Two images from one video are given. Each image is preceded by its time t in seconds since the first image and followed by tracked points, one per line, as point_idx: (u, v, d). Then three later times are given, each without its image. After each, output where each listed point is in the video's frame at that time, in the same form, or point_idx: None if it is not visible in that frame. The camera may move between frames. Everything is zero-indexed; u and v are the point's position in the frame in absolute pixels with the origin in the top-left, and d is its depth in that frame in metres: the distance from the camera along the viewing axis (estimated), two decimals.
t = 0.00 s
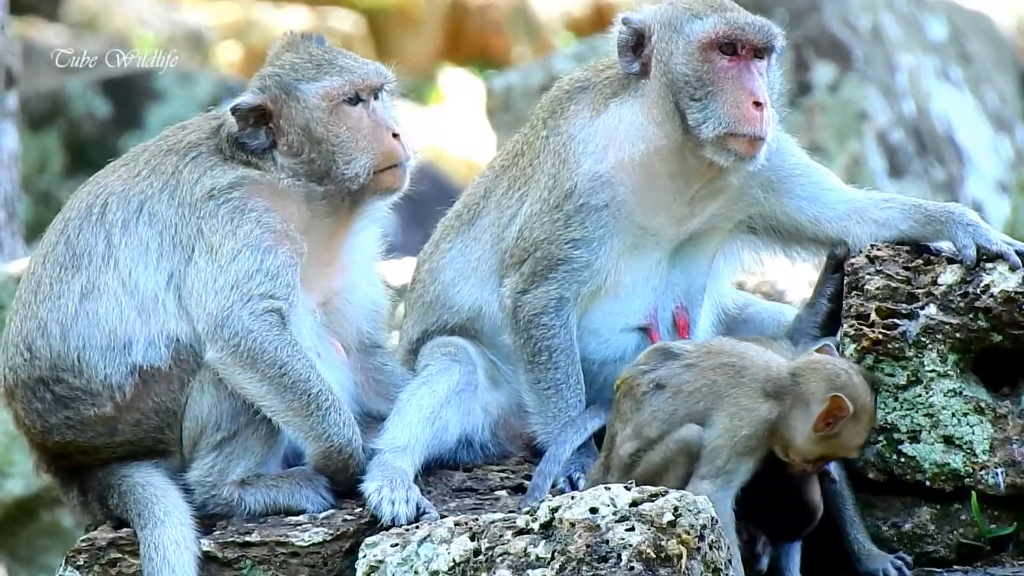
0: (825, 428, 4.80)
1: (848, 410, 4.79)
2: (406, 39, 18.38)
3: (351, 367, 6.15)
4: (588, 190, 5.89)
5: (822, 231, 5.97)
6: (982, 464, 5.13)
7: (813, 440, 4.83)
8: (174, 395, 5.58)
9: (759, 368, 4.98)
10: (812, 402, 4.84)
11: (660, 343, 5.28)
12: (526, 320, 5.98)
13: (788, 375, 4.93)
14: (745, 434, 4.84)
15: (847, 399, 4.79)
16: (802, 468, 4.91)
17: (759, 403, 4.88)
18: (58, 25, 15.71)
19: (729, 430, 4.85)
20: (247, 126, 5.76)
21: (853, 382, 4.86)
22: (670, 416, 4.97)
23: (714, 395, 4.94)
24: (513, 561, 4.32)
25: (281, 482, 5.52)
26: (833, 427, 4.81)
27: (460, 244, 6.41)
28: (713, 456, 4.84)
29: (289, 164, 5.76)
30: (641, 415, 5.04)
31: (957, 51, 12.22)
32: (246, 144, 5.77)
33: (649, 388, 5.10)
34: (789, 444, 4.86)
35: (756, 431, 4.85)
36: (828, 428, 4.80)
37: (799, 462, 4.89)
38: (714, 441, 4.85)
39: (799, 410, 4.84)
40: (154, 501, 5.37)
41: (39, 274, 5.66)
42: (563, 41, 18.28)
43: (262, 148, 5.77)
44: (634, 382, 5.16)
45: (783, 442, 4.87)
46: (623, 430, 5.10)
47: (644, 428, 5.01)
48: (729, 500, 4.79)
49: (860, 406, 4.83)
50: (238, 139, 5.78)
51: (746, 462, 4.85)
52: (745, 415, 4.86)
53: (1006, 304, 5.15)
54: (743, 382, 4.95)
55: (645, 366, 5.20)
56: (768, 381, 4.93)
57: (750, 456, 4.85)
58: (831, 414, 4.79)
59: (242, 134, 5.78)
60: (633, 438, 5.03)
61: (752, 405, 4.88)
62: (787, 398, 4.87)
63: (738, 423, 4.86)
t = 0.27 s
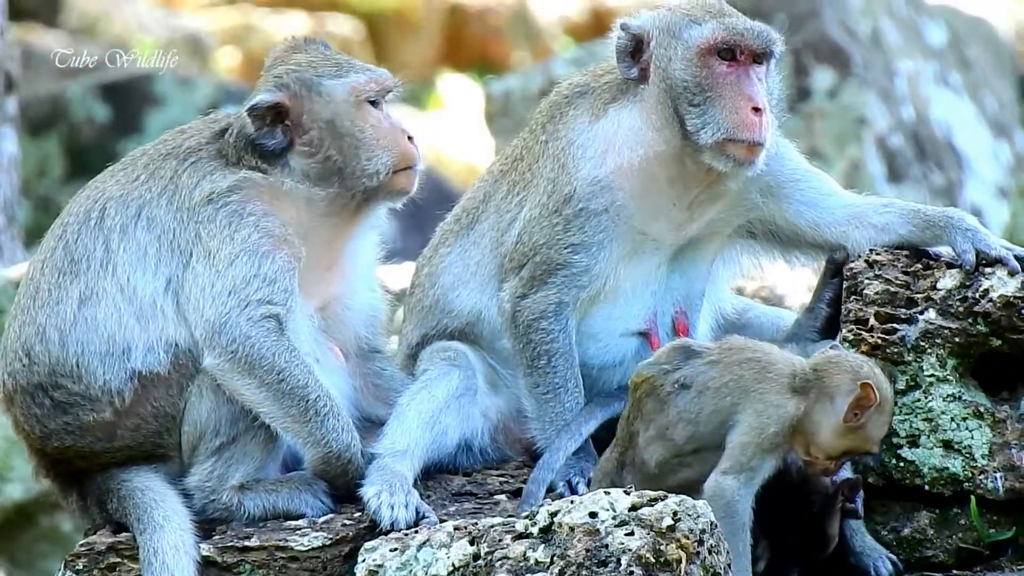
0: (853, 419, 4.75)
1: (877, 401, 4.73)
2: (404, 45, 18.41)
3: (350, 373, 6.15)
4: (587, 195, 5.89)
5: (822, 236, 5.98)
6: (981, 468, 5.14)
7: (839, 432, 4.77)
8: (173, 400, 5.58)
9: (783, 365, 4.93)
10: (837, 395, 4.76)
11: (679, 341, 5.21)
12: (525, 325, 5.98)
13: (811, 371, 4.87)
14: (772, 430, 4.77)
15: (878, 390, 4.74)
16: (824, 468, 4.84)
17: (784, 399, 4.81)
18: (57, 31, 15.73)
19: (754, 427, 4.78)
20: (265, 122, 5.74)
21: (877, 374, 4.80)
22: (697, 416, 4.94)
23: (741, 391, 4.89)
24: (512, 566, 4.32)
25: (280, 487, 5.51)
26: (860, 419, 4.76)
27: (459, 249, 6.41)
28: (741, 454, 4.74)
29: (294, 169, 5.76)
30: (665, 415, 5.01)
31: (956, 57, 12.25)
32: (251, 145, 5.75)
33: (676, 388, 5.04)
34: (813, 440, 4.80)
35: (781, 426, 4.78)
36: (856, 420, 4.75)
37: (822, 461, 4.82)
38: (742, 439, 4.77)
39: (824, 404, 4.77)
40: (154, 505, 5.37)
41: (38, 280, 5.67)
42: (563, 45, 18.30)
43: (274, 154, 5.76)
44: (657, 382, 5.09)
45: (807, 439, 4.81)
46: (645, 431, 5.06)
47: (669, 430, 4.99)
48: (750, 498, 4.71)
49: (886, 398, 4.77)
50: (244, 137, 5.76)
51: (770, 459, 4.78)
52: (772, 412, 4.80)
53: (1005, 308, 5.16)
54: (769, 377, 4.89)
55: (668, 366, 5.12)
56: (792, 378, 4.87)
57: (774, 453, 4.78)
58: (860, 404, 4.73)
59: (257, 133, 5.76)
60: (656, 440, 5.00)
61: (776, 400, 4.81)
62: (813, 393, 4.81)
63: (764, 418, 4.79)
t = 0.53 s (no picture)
0: (850, 441, 4.84)
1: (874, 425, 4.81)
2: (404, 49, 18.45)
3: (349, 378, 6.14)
4: (587, 199, 5.89)
5: (821, 240, 5.98)
6: (980, 472, 5.13)
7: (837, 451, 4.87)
8: (170, 405, 5.53)
9: (787, 372, 4.97)
10: (836, 415, 4.84)
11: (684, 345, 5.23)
12: (525, 329, 5.98)
13: (815, 386, 4.92)
14: (772, 436, 4.82)
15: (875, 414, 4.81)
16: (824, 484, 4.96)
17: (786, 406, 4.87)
18: (56, 35, 15.75)
19: (754, 432, 4.83)
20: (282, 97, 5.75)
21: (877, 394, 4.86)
22: (701, 417, 4.97)
23: (744, 395, 4.92)
24: (511, 570, 4.31)
25: (279, 491, 5.50)
26: (857, 440, 4.85)
27: (458, 253, 6.41)
28: (741, 459, 4.78)
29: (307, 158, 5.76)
30: (670, 419, 5.04)
31: (955, 61, 12.26)
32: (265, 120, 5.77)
33: (680, 392, 5.06)
34: (813, 455, 4.91)
35: (782, 430, 4.84)
36: (852, 443, 4.85)
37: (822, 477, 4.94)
38: (743, 443, 4.81)
39: (821, 422, 4.86)
40: (153, 509, 5.37)
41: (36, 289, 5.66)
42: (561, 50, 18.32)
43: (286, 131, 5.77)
44: (662, 385, 5.11)
45: (805, 454, 4.93)
46: (649, 433, 5.09)
47: (672, 434, 5.03)
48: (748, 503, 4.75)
49: (884, 420, 4.84)
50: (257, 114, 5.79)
51: (768, 465, 4.83)
52: (772, 417, 4.85)
53: (1004, 312, 5.15)
54: (775, 383, 4.93)
55: (673, 369, 5.14)
56: (795, 387, 4.92)
57: (773, 459, 4.84)
58: (857, 428, 4.82)
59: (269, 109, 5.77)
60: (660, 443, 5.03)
61: (779, 406, 4.86)
62: (814, 406, 4.87)
63: (763, 423, 4.84)
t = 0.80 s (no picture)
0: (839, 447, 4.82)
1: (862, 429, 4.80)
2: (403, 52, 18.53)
3: (341, 384, 6.15)
4: (587, 204, 5.91)
5: (821, 244, 5.99)
6: (980, 477, 5.13)
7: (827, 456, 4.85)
8: (155, 416, 5.48)
9: (772, 379, 4.96)
10: (824, 420, 4.83)
11: (674, 350, 5.25)
12: (525, 333, 5.98)
13: (800, 392, 4.89)
14: (758, 443, 4.81)
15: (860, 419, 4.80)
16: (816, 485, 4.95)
17: (772, 414, 4.85)
18: (56, 40, 15.76)
19: (740, 438, 4.82)
20: (294, 86, 5.87)
21: (863, 399, 4.85)
22: (683, 421, 4.96)
23: (729, 400, 4.92)
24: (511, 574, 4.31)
25: (277, 496, 5.46)
26: (846, 445, 4.83)
27: (458, 257, 6.43)
28: (728, 464, 4.78)
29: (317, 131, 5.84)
30: (653, 423, 5.03)
31: (954, 66, 12.27)
32: (267, 105, 5.87)
33: (665, 396, 5.07)
34: (803, 458, 4.89)
35: (766, 439, 4.82)
36: (841, 448, 4.83)
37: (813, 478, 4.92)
38: (727, 449, 4.81)
39: (809, 426, 4.84)
40: (153, 513, 5.36)
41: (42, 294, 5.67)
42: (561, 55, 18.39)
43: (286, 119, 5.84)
44: (647, 390, 5.12)
45: (797, 455, 4.90)
46: (633, 439, 5.08)
47: (655, 439, 5.01)
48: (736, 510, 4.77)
49: (871, 421, 4.85)
50: (259, 100, 5.90)
51: (755, 471, 4.83)
52: (757, 424, 4.83)
53: (1004, 317, 5.14)
54: (758, 390, 4.92)
55: (659, 374, 5.15)
56: (779, 395, 4.89)
57: (761, 465, 4.83)
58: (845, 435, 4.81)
59: (275, 97, 5.88)
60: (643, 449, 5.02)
61: (766, 414, 4.85)
62: (801, 412, 4.85)
63: (749, 430, 4.83)
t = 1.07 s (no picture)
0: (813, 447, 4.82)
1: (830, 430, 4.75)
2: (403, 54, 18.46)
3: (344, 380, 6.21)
4: (589, 203, 5.87)
5: (823, 244, 5.99)
6: (980, 476, 5.13)
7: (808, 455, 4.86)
8: (154, 413, 5.47)
9: (754, 377, 5.00)
10: (799, 419, 4.83)
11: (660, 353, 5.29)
12: (525, 333, 5.96)
13: (780, 389, 4.92)
14: (743, 441, 4.82)
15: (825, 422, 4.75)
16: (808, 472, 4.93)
17: (754, 411, 4.88)
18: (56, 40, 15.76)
19: (725, 437, 4.82)
20: (293, 83, 6.10)
21: (837, 396, 4.83)
22: (669, 423, 4.96)
23: (712, 400, 4.95)
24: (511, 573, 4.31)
25: (277, 496, 5.44)
26: (819, 445, 4.81)
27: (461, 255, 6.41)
28: (716, 464, 4.79)
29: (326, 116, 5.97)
30: (640, 426, 5.03)
31: (954, 66, 12.28)
32: (266, 101, 6.12)
33: (650, 399, 5.09)
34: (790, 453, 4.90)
35: (751, 437, 4.83)
36: (814, 448, 4.82)
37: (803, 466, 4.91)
38: (713, 448, 4.81)
39: (787, 424, 4.85)
40: (154, 513, 5.37)
41: (62, 277, 5.65)
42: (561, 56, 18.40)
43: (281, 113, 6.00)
44: (632, 394, 5.16)
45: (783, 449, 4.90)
46: (621, 443, 5.08)
47: (642, 440, 4.99)
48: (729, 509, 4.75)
49: (845, 420, 4.80)
50: (260, 96, 6.14)
51: (743, 469, 4.82)
52: (742, 422, 4.85)
53: (1004, 317, 5.15)
54: (741, 390, 4.96)
55: (644, 378, 5.20)
56: (761, 392, 4.94)
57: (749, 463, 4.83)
58: (813, 437, 4.78)
59: (274, 93, 6.12)
60: (631, 450, 5.01)
61: (748, 412, 4.88)
62: (777, 409, 4.87)
63: (733, 428, 4.84)
